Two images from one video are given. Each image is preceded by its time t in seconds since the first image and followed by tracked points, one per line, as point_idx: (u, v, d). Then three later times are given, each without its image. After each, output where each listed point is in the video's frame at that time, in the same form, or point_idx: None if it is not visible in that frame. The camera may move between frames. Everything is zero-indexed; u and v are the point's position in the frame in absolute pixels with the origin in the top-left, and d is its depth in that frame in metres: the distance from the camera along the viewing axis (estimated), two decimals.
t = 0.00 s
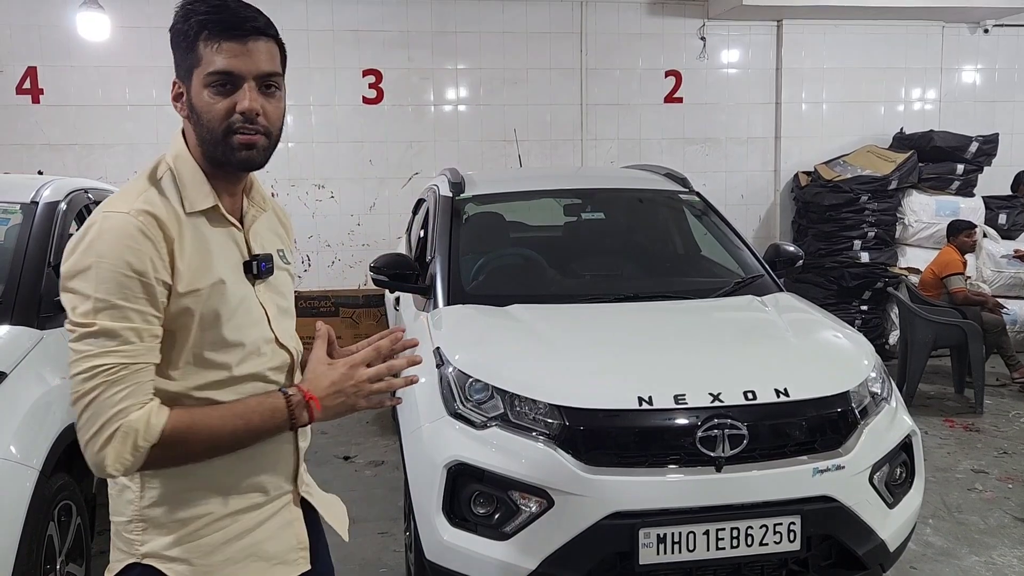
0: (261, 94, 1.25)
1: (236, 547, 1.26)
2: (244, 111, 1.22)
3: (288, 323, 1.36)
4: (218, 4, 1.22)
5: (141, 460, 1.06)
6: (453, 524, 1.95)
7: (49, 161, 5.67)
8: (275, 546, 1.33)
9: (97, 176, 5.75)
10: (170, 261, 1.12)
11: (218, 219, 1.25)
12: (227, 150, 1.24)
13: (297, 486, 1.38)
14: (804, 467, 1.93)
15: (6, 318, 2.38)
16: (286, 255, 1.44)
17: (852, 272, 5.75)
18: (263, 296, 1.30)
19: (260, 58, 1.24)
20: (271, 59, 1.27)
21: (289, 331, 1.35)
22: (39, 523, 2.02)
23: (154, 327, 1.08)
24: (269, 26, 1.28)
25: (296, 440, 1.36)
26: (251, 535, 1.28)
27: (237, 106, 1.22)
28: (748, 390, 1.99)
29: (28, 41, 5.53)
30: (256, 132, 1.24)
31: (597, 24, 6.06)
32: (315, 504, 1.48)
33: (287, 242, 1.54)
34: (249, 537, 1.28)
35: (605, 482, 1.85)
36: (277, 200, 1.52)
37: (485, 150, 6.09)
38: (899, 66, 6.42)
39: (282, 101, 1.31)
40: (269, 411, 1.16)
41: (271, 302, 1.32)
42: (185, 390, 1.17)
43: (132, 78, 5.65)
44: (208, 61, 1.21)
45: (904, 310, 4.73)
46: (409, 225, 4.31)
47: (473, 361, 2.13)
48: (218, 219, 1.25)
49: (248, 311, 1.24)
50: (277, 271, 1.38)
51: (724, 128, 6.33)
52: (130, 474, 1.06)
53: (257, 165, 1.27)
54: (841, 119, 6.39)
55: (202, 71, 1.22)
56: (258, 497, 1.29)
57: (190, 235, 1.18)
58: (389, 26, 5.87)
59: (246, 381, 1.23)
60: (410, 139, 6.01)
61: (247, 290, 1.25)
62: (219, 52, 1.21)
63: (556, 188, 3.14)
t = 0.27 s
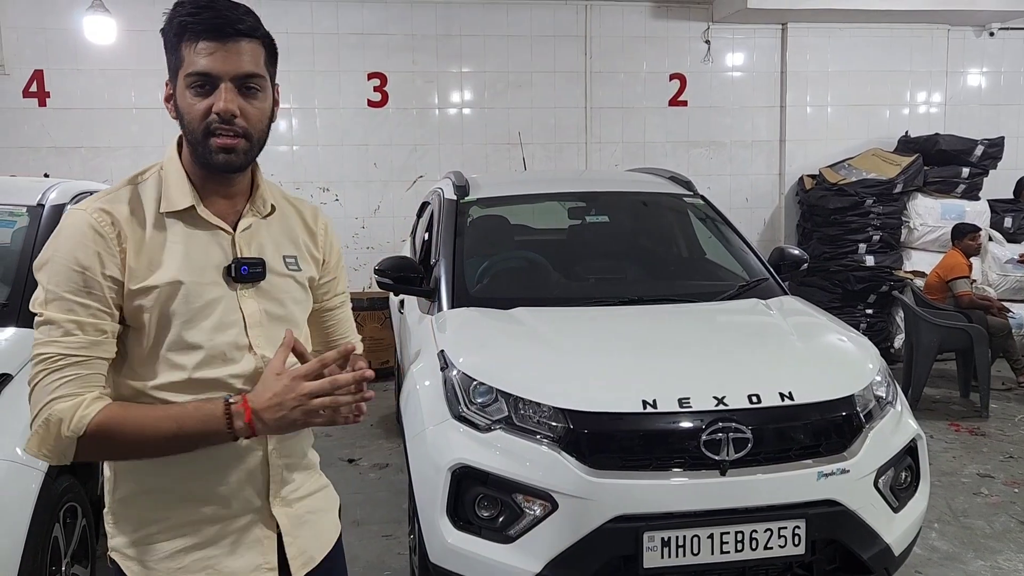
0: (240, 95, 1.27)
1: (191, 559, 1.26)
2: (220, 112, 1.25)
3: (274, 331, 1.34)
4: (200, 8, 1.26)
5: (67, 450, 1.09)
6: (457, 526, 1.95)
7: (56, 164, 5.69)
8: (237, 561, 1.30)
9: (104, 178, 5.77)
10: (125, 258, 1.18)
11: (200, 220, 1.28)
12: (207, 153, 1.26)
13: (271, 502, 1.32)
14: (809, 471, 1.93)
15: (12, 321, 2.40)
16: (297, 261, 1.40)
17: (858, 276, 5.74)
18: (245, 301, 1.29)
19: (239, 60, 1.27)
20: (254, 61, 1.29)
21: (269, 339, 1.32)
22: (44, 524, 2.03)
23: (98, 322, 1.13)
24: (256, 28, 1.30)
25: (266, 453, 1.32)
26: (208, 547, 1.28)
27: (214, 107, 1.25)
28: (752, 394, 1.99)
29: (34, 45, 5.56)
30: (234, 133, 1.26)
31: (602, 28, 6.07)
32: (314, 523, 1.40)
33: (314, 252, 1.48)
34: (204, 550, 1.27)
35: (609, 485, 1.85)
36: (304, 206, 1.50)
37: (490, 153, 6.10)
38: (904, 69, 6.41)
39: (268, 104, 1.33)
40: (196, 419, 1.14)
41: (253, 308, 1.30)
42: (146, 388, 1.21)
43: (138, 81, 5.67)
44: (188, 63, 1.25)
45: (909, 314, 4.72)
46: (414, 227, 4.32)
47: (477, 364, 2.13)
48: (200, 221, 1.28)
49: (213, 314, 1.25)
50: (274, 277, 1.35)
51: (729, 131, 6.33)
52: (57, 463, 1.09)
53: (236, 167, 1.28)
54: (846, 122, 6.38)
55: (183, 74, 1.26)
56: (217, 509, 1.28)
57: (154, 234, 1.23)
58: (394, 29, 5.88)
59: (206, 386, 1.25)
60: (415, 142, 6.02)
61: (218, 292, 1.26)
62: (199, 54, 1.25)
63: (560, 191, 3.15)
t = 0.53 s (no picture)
0: (245, 99, 1.28)
1: (181, 559, 1.26)
2: (226, 115, 1.25)
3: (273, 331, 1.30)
4: (207, 11, 1.27)
5: (45, 429, 1.11)
6: (464, 530, 1.95)
7: (67, 167, 5.73)
8: (228, 563, 1.28)
9: (114, 182, 5.80)
10: (119, 250, 1.21)
11: (201, 220, 1.29)
12: (213, 155, 1.27)
13: (267, 504, 1.31)
14: (817, 476, 1.92)
15: (23, 323, 2.41)
16: (306, 261, 1.35)
17: (867, 280, 5.72)
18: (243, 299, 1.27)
19: (246, 63, 1.27)
20: (260, 65, 1.29)
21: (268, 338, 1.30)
22: (53, 525, 2.04)
23: (89, 312, 1.16)
24: (262, 34, 1.31)
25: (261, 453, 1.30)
26: (199, 547, 1.27)
27: (219, 110, 1.26)
28: (761, 398, 1.98)
29: (46, 48, 5.60)
30: (240, 136, 1.27)
31: (609, 32, 6.07)
32: (316, 531, 1.36)
33: (328, 252, 1.40)
34: (194, 550, 1.27)
35: (617, 488, 1.84)
36: (327, 208, 1.44)
37: (499, 157, 6.11)
38: (913, 73, 6.39)
39: (274, 108, 1.33)
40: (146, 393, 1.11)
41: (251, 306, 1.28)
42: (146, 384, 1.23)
43: (149, 85, 5.71)
44: (195, 67, 1.26)
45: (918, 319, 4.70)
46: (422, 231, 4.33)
47: (485, 368, 2.13)
48: (200, 219, 1.29)
49: (206, 310, 1.25)
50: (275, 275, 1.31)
51: (737, 134, 6.32)
52: (38, 442, 1.11)
53: (241, 169, 1.29)
54: (855, 126, 6.36)
55: (190, 78, 1.27)
56: (210, 509, 1.28)
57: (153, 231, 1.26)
58: (403, 33, 5.90)
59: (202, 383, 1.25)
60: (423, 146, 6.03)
61: (212, 289, 1.26)
62: (207, 58, 1.26)
63: (568, 195, 3.15)
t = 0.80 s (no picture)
0: (263, 98, 1.29)
1: (187, 552, 1.28)
2: (244, 113, 1.26)
3: (281, 328, 1.31)
4: (227, 14, 1.29)
5: (41, 402, 1.16)
6: (471, 532, 1.95)
7: (76, 169, 5.76)
8: (233, 559, 1.30)
9: (122, 184, 5.83)
10: (135, 245, 1.26)
11: (216, 219, 1.33)
12: (231, 154, 1.28)
13: (271, 501, 1.31)
14: (826, 480, 1.91)
15: (33, 324, 2.43)
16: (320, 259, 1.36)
17: (875, 284, 5.68)
18: (255, 296, 1.30)
19: (264, 63, 1.28)
20: (278, 66, 1.31)
21: (277, 334, 1.30)
22: (62, 525, 2.05)
23: (99, 299, 1.20)
24: (280, 37, 1.33)
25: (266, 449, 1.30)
26: (204, 542, 1.29)
27: (237, 109, 1.27)
28: (769, 402, 1.97)
29: (56, 51, 5.63)
30: (257, 134, 1.28)
31: (616, 34, 6.08)
32: (324, 530, 1.35)
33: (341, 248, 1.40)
34: (200, 543, 1.29)
35: (624, 492, 1.84)
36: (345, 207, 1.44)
37: (505, 159, 6.12)
38: (921, 75, 6.37)
39: (291, 108, 1.34)
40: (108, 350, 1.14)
41: (261, 303, 1.30)
42: (159, 377, 1.27)
43: (158, 88, 5.74)
44: (215, 67, 1.28)
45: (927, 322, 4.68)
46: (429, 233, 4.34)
47: (492, 370, 2.14)
48: (215, 219, 1.33)
49: (216, 307, 1.28)
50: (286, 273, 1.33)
51: (744, 137, 6.31)
52: (34, 420, 1.17)
53: (258, 167, 1.30)
54: (863, 128, 6.34)
55: (210, 78, 1.29)
56: (214, 504, 1.30)
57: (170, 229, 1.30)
58: (411, 36, 5.91)
59: (210, 377, 1.26)
60: (430, 148, 6.04)
61: (223, 284, 1.29)
62: (226, 59, 1.28)
63: (575, 198, 3.15)
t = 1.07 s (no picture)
0: (271, 91, 1.30)
1: (195, 541, 1.29)
2: (253, 105, 1.28)
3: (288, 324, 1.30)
4: (233, 13, 1.31)
5: (54, 406, 1.18)
6: (473, 532, 1.96)
7: (79, 169, 5.76)
8: (239, 550, 1.30)
9: (125, 183, 5.84)
10: (144, 246, 1.26)
11: (225, 215, 1.31)
12: (241, 146, 1.29)
13: (278, 494, 1.31)
14: (828, 479, 1.91)
15: (34, 323, 2.43)
16: (327, 256, 1.35)
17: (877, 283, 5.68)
18: (262, 291, 1.29)
19: (271, 57, 1.30)
20: (284, 60, 1.32)
21: (283, 330, 1.29)
22: (64, 525, 2.05)
23: (109, 304, 1.22)
24: (284, 32, 1.34)
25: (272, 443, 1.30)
26: (214, 531, 1.29)
27: (246, 102, 1.28)
28: (771, 401, 1.97)
29: (59, 51, 5.63)
30: (267, 126, 1.28)
31: (618, 33, 6.07)
32: (330, 522, 1.35)
33: (349, 249, 1.40)
34: (211, 532, 1.29)
35: (626, 491, 1.84)
36: (353, 206, 1.44)
37: (508, 158, 6.12)
38: (924, 75, 6.36)
39: (298, 101, 1.35)
40: (128, 384, 1.16)
41: (268, 299, 1.29)
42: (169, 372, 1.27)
43: (160, 87, 5.74)
44: (223, 63, 1.29)
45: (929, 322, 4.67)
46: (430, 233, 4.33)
47: (494, 369, 2.14)
48: (224, 215, 1.31)
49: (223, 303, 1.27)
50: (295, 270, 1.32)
51: (747, 136, 6.30)
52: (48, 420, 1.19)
53: (268, 159, 1.30)
54: (865, 128, 6.33)
55: (218, 74, 1.30)
56: (221, 496, 1.30)
57: (181, 227, 1.28)
58: (413, 35, 5.91)
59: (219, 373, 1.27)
60: (431, 147, 6.04)
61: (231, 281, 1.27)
62: (233, 54, 1.29)
63: (577, 197, 3.15)
